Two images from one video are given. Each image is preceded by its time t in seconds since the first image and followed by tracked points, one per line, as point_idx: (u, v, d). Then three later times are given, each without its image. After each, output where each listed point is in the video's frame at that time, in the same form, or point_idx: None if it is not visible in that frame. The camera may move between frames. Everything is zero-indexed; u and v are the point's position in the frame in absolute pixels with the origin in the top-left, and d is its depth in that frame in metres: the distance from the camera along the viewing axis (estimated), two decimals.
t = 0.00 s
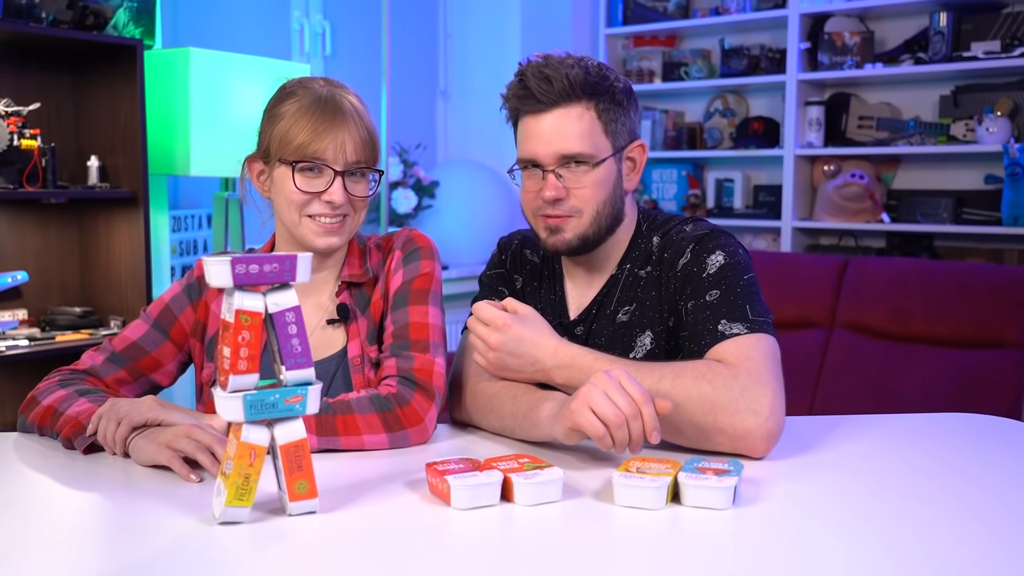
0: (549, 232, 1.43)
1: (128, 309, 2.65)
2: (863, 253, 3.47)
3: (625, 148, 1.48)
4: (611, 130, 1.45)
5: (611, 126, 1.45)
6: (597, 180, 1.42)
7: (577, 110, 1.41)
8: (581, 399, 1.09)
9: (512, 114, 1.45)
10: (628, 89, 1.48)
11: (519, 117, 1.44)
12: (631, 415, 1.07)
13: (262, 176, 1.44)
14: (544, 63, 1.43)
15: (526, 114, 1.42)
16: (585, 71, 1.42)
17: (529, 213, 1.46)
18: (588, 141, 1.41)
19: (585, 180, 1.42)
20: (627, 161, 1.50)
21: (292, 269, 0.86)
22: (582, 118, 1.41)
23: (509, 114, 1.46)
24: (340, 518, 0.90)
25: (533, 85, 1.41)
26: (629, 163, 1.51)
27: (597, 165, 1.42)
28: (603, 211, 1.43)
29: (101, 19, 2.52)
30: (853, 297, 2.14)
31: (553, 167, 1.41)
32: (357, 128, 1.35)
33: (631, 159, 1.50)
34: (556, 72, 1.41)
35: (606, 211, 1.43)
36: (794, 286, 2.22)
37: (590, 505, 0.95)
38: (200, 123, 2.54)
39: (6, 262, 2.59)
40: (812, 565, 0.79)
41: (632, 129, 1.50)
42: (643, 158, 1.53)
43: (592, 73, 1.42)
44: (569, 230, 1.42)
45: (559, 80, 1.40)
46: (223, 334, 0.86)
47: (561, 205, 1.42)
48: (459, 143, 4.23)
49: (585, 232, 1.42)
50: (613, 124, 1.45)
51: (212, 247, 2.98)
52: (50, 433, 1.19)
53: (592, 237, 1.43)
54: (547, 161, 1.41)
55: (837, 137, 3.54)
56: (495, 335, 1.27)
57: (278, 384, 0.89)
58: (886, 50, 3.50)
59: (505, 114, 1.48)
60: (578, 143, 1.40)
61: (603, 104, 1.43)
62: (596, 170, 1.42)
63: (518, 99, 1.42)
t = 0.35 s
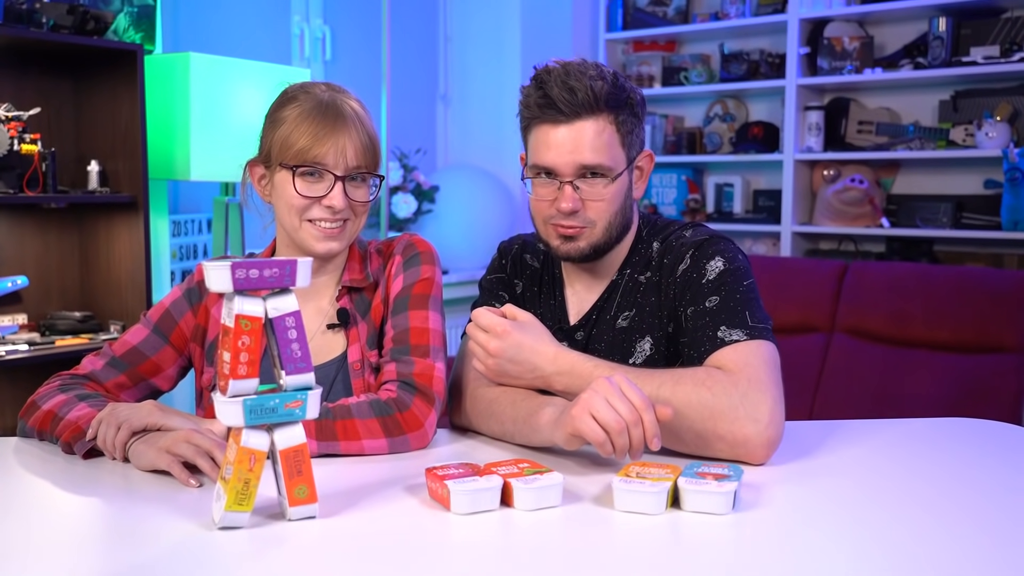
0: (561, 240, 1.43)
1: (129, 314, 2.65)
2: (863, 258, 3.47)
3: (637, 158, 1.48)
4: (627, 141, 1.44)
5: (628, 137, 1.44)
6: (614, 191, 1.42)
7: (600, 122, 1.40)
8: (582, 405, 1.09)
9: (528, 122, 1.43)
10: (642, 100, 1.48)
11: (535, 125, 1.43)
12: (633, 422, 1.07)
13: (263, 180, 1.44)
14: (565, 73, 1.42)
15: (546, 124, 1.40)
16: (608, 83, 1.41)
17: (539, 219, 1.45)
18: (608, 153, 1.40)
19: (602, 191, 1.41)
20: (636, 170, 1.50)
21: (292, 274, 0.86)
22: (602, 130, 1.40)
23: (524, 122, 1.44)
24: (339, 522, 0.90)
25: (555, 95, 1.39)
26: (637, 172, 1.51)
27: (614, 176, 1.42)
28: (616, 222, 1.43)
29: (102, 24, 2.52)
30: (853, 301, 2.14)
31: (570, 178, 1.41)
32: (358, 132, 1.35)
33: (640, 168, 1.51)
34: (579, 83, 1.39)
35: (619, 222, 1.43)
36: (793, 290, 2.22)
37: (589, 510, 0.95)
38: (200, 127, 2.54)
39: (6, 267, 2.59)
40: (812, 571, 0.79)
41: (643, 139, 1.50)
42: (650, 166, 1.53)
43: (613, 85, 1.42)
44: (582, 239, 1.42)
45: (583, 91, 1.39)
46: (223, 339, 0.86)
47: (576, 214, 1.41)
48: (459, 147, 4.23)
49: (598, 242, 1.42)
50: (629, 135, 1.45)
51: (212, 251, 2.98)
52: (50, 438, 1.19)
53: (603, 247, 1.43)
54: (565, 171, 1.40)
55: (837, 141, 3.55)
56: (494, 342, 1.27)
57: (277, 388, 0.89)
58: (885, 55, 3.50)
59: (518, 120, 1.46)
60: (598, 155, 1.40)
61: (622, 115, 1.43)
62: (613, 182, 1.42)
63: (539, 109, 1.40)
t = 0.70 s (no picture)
0: (571, 249, 1.43)
1: (133, 320, 2.65)
2: (867, 264, 3.47)
3: (648, 167, 1.48)
4: (639, 150, 1.44)
5: (639, 146, 1.44)
6: (625, 201, 1.42)
7: (612, 131, 1.40)
8: (588, 416, 1.08)
9: (541, 130, 1.43)
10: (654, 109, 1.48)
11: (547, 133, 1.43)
12: (638, 434, 1.07)
13: (268, 188, 1.44)
14: (578, 82, 1.42)
15: (558, 133, 1.40)
16: (621, 93, 1.41)
17: (549, 228, 1.45)
18: (619, 162, 1.40)
19: (613, 201, 1.41)
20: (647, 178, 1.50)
21: (296, 280, 0.86)
22: (615, 139, 1.40)
23: (536, 130, 1.44)
24: (343, 529, 0.90)
25: (568, 103, 1.39)
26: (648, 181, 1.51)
27: (625, 186, 1.42)
28: (627, 231, 1.43)
29: (107, 31, 2.54)
30: (857, 308, 2.13)
31: (581, 187, 1.41)
32: (360, 141, 1.35)
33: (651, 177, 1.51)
34: (593, 92, 1.40)
35: (629, 232, 1.44)
36: (796, 297, 2.22)
37: (593, 517, 0.95)
38: (205, 134, 2.55)
39: (11, 273, 2.60)
40: None
41: (654, 148, 1.50)
42: (661, 175, 1.53)
43: (626, 94, 1.42)
44: (592, 249, 1.42)
45: (597, 100, 1.39)
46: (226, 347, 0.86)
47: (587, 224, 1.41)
48: (462, 154, 4.23)
49: (607, 252, 1.42)
50: (641, 144, 1.45)
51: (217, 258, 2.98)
52: (54, 444, 1.19)
53: (613, 257, 1.43)
54: (577, 181, 1.40)
55: (840, 148, 3.55)
56: (502, 353, 1.28)
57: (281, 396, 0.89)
58: (889, 61, 3.50)
59: (530, 128, 1.46)
60: (610, 164, 1.40)
61: (634, 125, 1.43)
62: (625, 192, 1.42)
63: (552, 117, 1.40)
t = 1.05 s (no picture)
0: (574, 249, 1.43)
1: (134, 322, 2.65)
2: (868, 266, 3.46)
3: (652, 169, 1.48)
4: (643, 151, 1.44)
5: (644, 146, 1.44)
6: (629, 201, 1.42)
7: (617, 130, 1.40)
8: (591, 419, 1.08)
9: (546, 128, 1.43)
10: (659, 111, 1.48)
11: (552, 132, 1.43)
12: (641, 438, 1.07)
13: (270, 190, 1.44)
14: (585, 81, 1.42)
15: (563, 132, 1.40)
16: (627, 93, 1.42)
17: (552, 226, 1.45)
18: (624, 161, 1.40)
19: (617, 201, 1.41)
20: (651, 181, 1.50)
21: (297, 282, 0.86)
22: (620, 138, 1.40)
23: (541, 128, 1.44)
24: (344, 531, 0.90)
25: (575, 101, 1.39)
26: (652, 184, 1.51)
27: (630, 186, 1.42)
28: (630, 233, 1.43)
29: (108, 33, 2.55)
30: (858, 310, 2.13)
31: (586, 186, 1.41)
32: (359, 142, 1.35)
33: (654, 179, 1.51)
34: (600, 91, 1.40)
35: (632, 233, 1.44)
36: (798, 299, 2.22)
37: (594, 519, 0.95)
38: (206, 135, 2.55)
39: (12, 274, 2.60)
40: None
41: (659, 150, 1.50)
42: (665, 178, 1.53)
43: (632, 94, 1.42)
44: (595, 249, 1.42)
45: (603, 99, 1.39)
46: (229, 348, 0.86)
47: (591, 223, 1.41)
48: (463, 156, 4.23)
49: (609, 255, 1.42)
50: (645, 144, 1.45)
51: (218, 260, 2.98)
52: (55, 446, 1.19)
53: (615, 259, 1.43)
54: (582, 179, 1.40)
55: (841, 150, 3.54)
56: (505, 356, 1.29)
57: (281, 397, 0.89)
58: (889, 63, 3.51)
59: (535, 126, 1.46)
60: (615, 164, 1.40)
61: (640, 125, 1.43)
62: (630, 192, 1.42)
63: (559, 115, 1.40)
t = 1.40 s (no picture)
0: (582, 253, 1.43)
1: (134, 326, 2.65)
2: (868, 270, 3.47)
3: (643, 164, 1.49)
4: (633, 148, 1.44)
5: (633, 144, 1.44)
6: (628, 198, 1.42)
7: (606, 132, 1.40)
8: (588, 419, 1.09)
9: (534, 139, 1.43)
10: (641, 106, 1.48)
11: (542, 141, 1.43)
12: (639, 439, 1.06)
13: (270, 195, 1.44)
14: (566, 87, 1.42)
15: (554, 139, 1.40)
16: (609, 92, 1.42)
17: (553, 236, 1.45)
18: (617, 161, 1.41)
19: (616, 199, 1.41)
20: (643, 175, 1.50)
21: (298, 286, 0.86)
22: (610, 139, 1.40)
23: (530, 139, 1.44)
24: (344, 536, 0.90)
25: (560, 108, 1.40)
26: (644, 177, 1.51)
27: (627, 184, 1.42)
28: (634, 227, 1.44)
29: (109, 37, 2.57)
30: (858, 313, 2.13)
31: (584, 190, 1.41)
32: (362, 148, 1.36)
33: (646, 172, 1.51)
34: (583, 94, 1.40)
35: (635, 227, 1.44)
36: (798, 302, 2.22)
37: (594, 523, 0.94)
38: (206, 138, 2.55)
39: (12, 279, 2.60)
40: None
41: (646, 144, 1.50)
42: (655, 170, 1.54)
43: (613, 93, 1.42)
44: (604, 249, 1.42)
45: (588, 102, 1.39)
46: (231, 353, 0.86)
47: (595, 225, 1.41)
48: (462, 160, 4.23)
49: (618, 251, 1.43)
50: (634, 141, 1.45)
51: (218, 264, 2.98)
52: (55, 450, 1.19)
53: (624, 255, 1.44)
54: (579, 185, 1.41)
55: (841, 154, 3.54)
56: (502, 362, 1.28)
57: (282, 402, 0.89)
58: (889, 67, 3.51)
59: (523, 140, 1.46)
60: (609, 164, 1.40)
61: (626, 122, 1.43)
62: (626, 189, 1.42)
63: (547, 124, 1.40)
